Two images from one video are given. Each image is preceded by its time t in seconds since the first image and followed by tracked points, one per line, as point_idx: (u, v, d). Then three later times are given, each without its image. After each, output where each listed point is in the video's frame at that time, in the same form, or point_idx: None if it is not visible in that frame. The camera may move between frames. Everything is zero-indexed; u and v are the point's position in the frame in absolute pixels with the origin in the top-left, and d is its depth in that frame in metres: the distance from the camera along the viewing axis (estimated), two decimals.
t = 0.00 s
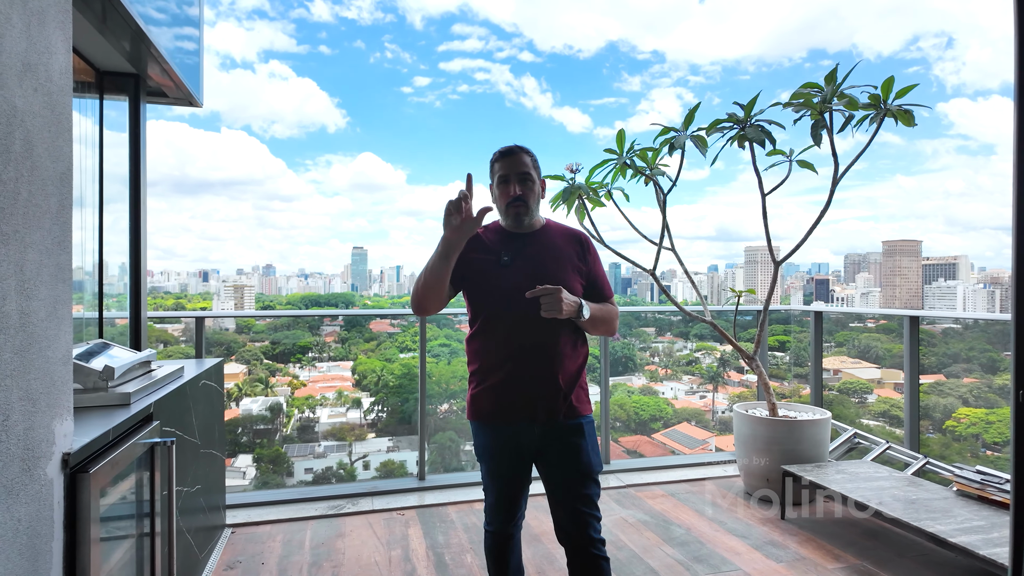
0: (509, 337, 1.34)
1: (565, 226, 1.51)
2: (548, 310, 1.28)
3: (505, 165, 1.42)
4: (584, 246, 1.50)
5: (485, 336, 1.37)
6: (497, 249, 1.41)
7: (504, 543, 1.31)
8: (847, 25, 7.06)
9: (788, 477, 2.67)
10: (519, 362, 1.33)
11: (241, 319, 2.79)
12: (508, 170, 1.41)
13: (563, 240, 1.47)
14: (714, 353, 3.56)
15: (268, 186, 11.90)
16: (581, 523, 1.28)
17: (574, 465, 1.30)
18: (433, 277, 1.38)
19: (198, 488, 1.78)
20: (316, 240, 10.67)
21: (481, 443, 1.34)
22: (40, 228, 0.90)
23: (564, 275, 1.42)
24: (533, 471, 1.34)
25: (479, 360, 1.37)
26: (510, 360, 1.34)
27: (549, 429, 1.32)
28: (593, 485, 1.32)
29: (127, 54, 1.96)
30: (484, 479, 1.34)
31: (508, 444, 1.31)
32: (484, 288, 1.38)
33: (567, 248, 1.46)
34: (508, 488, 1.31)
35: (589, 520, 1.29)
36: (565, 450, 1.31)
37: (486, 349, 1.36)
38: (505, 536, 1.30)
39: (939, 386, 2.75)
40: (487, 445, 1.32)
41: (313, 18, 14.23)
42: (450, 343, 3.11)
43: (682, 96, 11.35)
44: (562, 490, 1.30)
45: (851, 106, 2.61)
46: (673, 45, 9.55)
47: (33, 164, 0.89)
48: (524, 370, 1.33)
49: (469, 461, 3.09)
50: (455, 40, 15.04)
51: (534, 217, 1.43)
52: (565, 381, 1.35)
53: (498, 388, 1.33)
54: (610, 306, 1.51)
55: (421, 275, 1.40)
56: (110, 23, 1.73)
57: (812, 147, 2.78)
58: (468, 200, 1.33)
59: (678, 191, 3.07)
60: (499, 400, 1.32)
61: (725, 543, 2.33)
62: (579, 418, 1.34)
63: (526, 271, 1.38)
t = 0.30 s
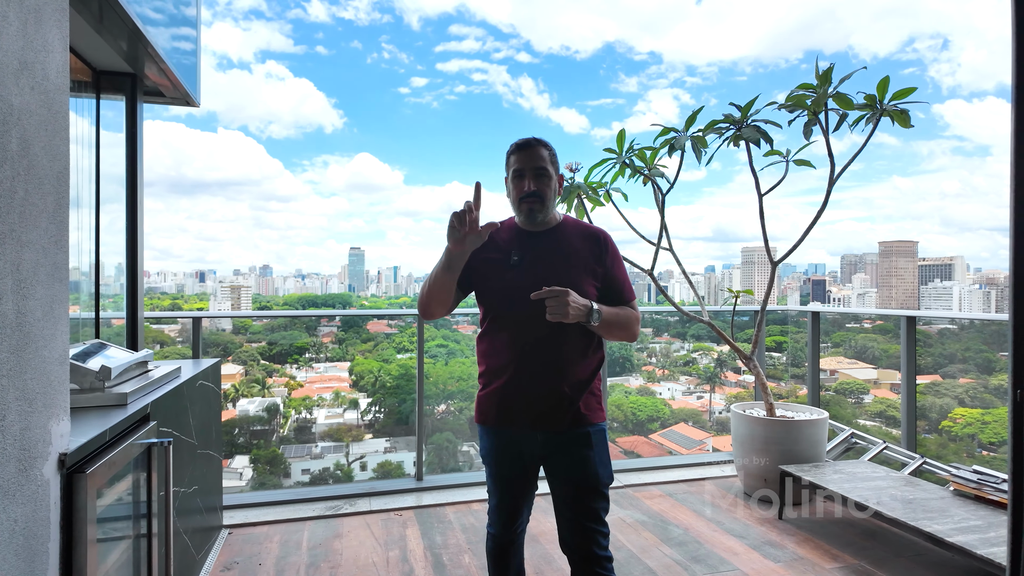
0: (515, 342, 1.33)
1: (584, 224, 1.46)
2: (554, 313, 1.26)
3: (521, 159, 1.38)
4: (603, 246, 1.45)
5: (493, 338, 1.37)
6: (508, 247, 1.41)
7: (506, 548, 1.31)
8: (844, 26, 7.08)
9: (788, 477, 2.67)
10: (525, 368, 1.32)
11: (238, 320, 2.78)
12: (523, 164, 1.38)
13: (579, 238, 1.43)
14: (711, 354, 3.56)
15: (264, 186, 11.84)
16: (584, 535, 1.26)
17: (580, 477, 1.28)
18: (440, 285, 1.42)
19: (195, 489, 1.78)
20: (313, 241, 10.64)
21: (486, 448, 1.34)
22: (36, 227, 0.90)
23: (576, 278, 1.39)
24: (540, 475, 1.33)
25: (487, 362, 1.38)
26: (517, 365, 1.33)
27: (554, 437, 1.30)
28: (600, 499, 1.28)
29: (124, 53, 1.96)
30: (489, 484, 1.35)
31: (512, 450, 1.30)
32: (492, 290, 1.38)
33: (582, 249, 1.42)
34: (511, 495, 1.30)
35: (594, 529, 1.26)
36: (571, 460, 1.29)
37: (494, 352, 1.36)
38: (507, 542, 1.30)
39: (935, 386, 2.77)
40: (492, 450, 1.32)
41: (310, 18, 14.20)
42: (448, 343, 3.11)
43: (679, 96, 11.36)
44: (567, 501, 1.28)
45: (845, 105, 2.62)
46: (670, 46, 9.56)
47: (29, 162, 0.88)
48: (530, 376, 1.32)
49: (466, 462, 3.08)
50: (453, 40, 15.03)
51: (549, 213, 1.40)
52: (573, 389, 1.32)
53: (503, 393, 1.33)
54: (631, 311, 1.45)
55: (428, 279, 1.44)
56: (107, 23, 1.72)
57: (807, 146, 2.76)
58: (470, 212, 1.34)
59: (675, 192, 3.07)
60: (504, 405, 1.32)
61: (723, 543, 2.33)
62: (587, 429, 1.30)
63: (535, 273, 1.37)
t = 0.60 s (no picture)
0: (525, 344, 1.31)
1: (606, 219, 1.41)
2: (566, 309, 1.21)
3: (542, 147, 1.36)
4: (626, 242, 1.40)
5: (504, 338, 1.37)
6: (522, 241, 1.40)
7: (511, 549, 1.31)
8: (837, 27, 7.13)
9: (784, 479, 2.66)
10: (535, 371, 1.30)
11: (232, 321, 2.77)
12: (544, 153, 1.36)
13: (599, 234, 1.39)
14: (705, 354, 3.57)
15: (258, 187, 11.83)
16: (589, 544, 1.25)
17: (588, 485, 1.26)
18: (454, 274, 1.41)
19: (189, 490, 1.77)
20: (307, 241, 10.61)
21: (494, 450, 1.34)
22: (28, 228, 0.89)
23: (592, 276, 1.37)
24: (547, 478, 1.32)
25: (497, 362, 1.38)
26: (527, 367, 1.31)
27: (562, 443, 1.28)
28: (610, 510, 1.26)
29: (117, 53, 1.95)
30: (494, 483, 1.35)
31: (519, 454, 1.30)
32: (505, 289, 1.37)
33: (600, 246, 1.39)
34: (517, 498, 1.30)
35: (598, 533, 1.25)
36: (580, 467, 1.27)
37: (505, 353, 1.35)
38: (511, 544, 1.30)
39: (929, 385, 2.79)
40: (499, 453, 1.32)
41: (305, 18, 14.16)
42: (443, 344, 3.13)
43: (673, 97, 11.40)
44: (574, 507, 1.28)
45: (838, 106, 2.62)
46: (665, 46, 9.59)
47: (20, 162, 0.88)
48: (539, 380, 1.30)
49: (461, 462, 3.08)
50: (448, 41, 15.02)
51: (568, 208, 1.36)
52: (584, 395, 1.29)
53: (512, 396, 1.32)
54: (655, 313, 1.39)
55: (445, 268, 1.44)
56: (99, 23, 1.72)
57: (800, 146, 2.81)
58: (501, 199, 1.31)
59: (669, 192, 3.15)
60: (512, 409, 1.31)
61: (717, 542, 2.34)
62: (598, 436, 1.28)
63: (548, 272, 1.35)
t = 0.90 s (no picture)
0: (533, 345, 1.31)
1: (627, 218, 1.38)
2: (575, 306, 1.19)
3: (564, 137, 1.36)
4: (648, 241, 1.37)
5: (515, 340, 1.37)
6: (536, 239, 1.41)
7: (513, 550, 1.32)
8: (827, 29, 7.19)
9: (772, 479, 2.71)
10: (542, 374, 1.30)
11: (223, 321, 2.75)
12: (565, 144, 1.36)
13: (619, 231, 1.37)
14: (697, 353, 3.58)
15: (249, 187, 11.80)
16: (588, 553, 1.24)
17: (590, 493, 1.24)
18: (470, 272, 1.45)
19: (179, 492, 1.76)
20: (298, 241, 10.56)
21: (499, 451, 1.34)
22: (15, 229, 0.88)
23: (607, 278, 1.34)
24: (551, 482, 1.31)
25: (507, 361, 1.39)
26: (534, 370, 1.31)
27: (567, 448, 1.26)
28: (612, 521, 1.24)
29: (106, 52, 1.93)
30: (495, 483, 1.35)
31: (523, 456, 1.30)
32: (516, 289, 1.38)
33: (616, 246, 1.36)
34: (519, 500, 1.30)
35: (599, 543, 1.23)
36: (583, 473, 1.25)
37: (514, 354, 1.36)
38: (512, 546, 1.31)
39: (917, 385, 2.83)
40: (504, 454, 1.33)
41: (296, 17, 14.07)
42: (435, 344, 3.13)
43: (664, 98, 11.46)
44: (576, 514, 1.26)
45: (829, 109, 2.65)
46: (656, 47, 9.64)
47: (8, 163, 0.87)
48: (545, 384, 1.29)
49: (453, 463, 3.08)
50: (439, 40, 14.99)
51: (586, 201, 1.37)
52: (591, 401, 1.27)
53: (518, 398, 1.32)
54: (674, 317, 1.34)
55: (460, 268, 1.47)
56: (87, 21, 1.70)
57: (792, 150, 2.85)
58: (515, 214, 1.31)
59: (662, 192, 3.18)
60: (517, 411, 1.31)
61: (708, 541, 2.36)
62: (603, 443, 1.26)
63: (559, 274, 1.34)
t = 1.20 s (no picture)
0: (534, 347, 1.35)
1: (633, 219, 1.38)
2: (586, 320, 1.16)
3: (567, 140, 1.40)
4: (655, 241, 1.36)
5: (518, 342, 1.41)
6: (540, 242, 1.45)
7: (513, 549, 1.35)
8: (817, 30, 7.27)
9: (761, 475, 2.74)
10: (542, 376, 1.32)
11: (212, 322, 2.73)
12: (568, 145, 1.39)
13: (624, 230, 1.37)
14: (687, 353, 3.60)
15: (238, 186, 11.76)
16: (585, 557, 1.25)
17: (588, 497, 1.26)
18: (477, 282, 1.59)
19: (169, 494, 1.75)
20: (288, 241, 10.50)
21: (501, 452, 1.38)
22: (4, 230, 0.88)
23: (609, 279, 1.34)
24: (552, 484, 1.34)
25: (511, 362, 1.43)
26: (536, 372, 1.34)
27: (565, 452, 1.27)
28: (609, 525, 1.25)
29: (95, 50, 1.92)
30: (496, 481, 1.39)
31: (523, 457, 1.33)
32: (520, 291, 1.42)
33: (620, 249, 1.35)
34: (520, 500, 1.34)
35: (594, 545, 1.24)
36: (580, 478, 1.26)
37: (518, 357, 1.39)
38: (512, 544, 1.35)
39: (905, 384, 2.87)
40: (506, 455, 1.36)
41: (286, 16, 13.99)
42: (427, 344, 3.13)
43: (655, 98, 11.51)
44: (574, 516, 1.28)
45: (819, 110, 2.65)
46: (647, 48, 9.70)
47: None
48: (545, 387, 1.32)
49: (445, 462, 3.09)
50: (431, 40, 14.96)
51: (591, 203, 1.39)
52: (591, 405, 1.28)
53: (520, 400, 1.35)
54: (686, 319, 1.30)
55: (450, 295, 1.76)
56: (77, 18, 1.69)
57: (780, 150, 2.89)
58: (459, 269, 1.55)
59: (652, 192, 3.24)
60: (519, 413, 1.34)
61: (698, 540, 2.38)
62: (602, 449, 1.26)
63: (560, 277, 1.36)
